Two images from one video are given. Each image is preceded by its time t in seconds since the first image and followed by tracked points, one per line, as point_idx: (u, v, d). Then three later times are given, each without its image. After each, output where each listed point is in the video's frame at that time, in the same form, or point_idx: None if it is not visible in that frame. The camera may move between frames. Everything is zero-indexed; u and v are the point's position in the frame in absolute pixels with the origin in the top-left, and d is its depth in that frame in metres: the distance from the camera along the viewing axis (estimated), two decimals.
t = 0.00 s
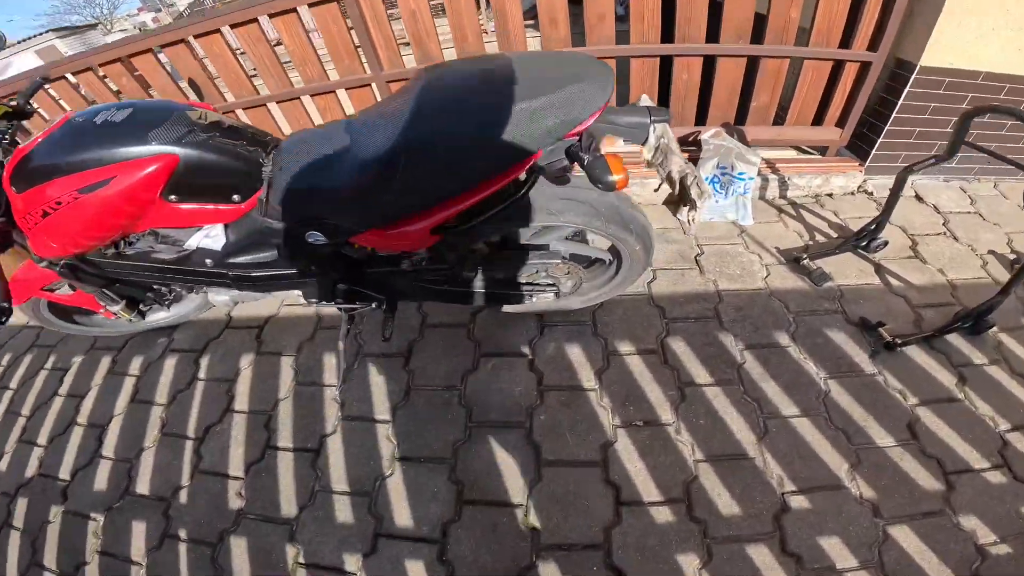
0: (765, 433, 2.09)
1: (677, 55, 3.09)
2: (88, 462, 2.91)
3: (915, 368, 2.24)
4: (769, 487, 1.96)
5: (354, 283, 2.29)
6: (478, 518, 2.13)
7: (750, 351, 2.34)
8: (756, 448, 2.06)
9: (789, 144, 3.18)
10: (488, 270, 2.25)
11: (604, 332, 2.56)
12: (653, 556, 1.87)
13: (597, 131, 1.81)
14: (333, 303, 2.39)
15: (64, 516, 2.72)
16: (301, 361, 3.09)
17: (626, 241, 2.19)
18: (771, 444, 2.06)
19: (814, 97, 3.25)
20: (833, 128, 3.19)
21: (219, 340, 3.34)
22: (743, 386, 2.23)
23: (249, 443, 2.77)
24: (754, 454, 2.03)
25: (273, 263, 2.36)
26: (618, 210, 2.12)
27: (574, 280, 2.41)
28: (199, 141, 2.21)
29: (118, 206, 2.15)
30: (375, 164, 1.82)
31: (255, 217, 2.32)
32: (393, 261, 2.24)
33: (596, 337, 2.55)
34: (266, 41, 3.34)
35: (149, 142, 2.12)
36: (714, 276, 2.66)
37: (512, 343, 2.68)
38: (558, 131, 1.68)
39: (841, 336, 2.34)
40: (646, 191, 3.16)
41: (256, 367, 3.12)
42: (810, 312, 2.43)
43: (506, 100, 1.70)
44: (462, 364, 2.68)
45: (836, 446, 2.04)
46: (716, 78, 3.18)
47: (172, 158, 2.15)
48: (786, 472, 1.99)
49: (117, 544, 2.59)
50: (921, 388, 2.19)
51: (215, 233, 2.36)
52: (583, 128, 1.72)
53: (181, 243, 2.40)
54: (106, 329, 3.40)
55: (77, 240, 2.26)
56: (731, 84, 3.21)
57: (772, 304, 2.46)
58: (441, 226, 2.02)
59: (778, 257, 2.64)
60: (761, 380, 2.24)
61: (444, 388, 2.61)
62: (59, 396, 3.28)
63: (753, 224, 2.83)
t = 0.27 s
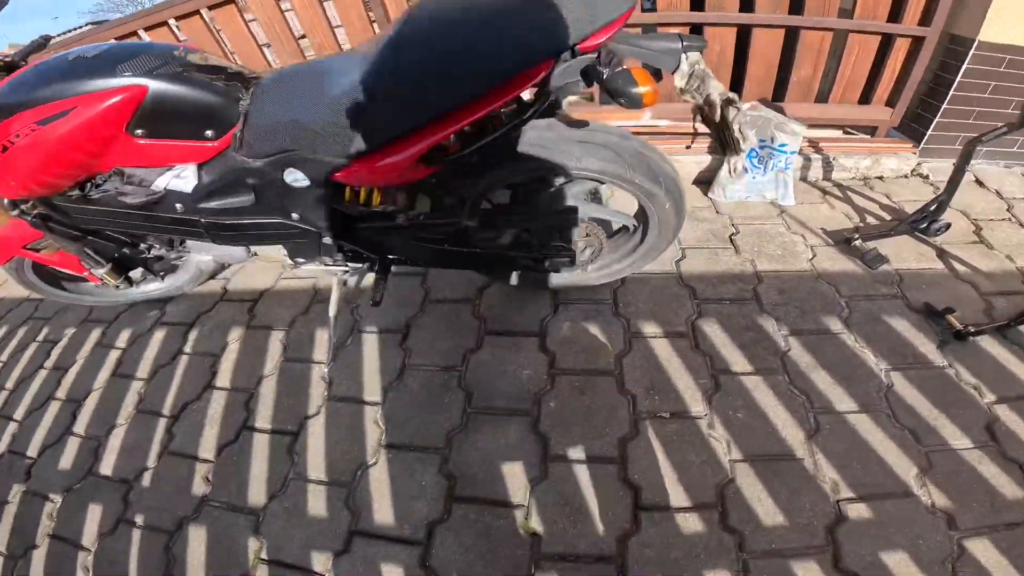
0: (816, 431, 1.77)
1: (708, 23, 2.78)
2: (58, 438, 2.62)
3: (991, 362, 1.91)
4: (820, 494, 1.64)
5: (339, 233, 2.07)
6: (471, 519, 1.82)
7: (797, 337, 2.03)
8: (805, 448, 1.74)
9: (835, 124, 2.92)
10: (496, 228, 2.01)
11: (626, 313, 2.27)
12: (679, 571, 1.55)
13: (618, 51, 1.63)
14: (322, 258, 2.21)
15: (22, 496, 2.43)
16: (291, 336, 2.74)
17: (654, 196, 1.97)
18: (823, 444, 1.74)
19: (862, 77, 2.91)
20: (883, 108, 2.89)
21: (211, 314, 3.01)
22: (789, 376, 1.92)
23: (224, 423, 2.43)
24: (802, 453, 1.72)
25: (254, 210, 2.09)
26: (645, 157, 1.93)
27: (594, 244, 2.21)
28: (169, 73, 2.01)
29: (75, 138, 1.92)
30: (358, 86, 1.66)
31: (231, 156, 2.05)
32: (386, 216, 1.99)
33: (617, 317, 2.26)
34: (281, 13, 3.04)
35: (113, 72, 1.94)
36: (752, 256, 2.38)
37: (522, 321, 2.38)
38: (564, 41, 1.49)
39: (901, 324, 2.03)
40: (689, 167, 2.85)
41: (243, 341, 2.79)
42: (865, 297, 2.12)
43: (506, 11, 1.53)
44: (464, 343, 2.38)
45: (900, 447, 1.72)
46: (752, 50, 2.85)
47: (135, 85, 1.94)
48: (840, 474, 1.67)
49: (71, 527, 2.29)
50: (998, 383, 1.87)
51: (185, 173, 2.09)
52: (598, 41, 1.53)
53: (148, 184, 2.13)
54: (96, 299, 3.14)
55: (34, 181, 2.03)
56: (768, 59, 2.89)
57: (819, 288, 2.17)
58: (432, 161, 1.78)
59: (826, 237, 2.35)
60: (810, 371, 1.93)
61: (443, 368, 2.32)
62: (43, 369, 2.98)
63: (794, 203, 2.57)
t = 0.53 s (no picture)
0: (875, 434, 1.54)
1: None
2: (50, 416, 2.42)
3: None
4: (878, 505, 1.40)
5: (347, 195, 1.94)
6: (470, 520, 1.61)
7: (849, 330, 1.80)
8: (862, 452, 1.51)
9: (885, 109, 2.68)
10: (513, 189, 1.84)
11: (655, 299, 2.08)
12: None
13: None
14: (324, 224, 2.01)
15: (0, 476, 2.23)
16: (296, 314, 2.52)
17: (689, 160, 1.80)
18: (884, 448, 1.51)
19: (916, 62, 2.64)
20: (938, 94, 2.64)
21: (218, 291, 2.79)
22: (841, 371, 1.69)
23: (216, 403, 2.22)
24: (857, 457, 1.49)
25: (252, 166, 1.89)
26: (681, 116, 1.73)
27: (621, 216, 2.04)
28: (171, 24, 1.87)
29: (65, 88, 1.76)
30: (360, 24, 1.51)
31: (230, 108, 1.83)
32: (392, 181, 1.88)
33: (645, 303, 2.07)
34: None
35: (114, 23, 1.81)
36: (797, 243, 2.17)
37: (538, 305, 2.19)
38: None
39: (966, 317, 1.79)
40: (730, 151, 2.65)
41: (247, 319, 2.57)
42: (926, 288, 1.89)
43: None
44: (476, 326, 2.19)
45: (971, 452, 1.48)
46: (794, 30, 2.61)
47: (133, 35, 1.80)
48: (902, 481, 1.44)
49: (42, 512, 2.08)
50: None
51: (182, 126, 1.89)
52: None
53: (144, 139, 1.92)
54: (102, 273, 2.93)
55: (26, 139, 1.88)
56: (813, 40, 2.65)
57: (874, 277, 1.95)
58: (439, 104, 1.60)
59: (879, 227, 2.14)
60: (867, 366, 1.69)
61: (451, 351, 2.12)
62: (47, 345, 2.80)
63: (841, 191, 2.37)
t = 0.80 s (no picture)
0: (905, 443, 1.42)
1: None
2: (60, 394, 2.40)
3: None
4: (905, 518, 1.28)
5: (360, 177, 1.82)
6: (464, 515, 1.53)
7: (880, 334, 1.68)
8: (889, 461, 1.39)
9: (923, 110, 2.57)
10: (524, 175, 1.74)
11: (672, 296, 1.99)
12: None
13: None
14: (341, 211, 1.88)
15: (6, 454, 2.22)
16: (308, 302, 2.49)
17: (709, 146, 1.71)
18: (914, 457, 1.39)
19: (956, 62, 2.52)
20: (978, 95, 2.54)
21: (235, 276, 2.76)
22: (868, 375, 1.58)
23: (221, 387, 2.18)
24: (884, 466, 1.37)
25: (265, 145, 1.75)
26: (700, 100, 1.66)
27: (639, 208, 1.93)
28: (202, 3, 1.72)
29: (88, 66, 1.65)
30: None
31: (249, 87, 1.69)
32: (403, 165, 1.81)
33: (662, 300, 1.98)
34: None
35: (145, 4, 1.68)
36: (826, 244, 2.06)
37: (550, 299, 2.11)
38: None
39: (1006, 323, 1.66)
40: (757, 152, 2.54)
41: (260, 305, 2.53)
42: (965, 294, 1.77)
43: None
44: (485, 317, 2.12)
45: (1009, 464, 1.35)
46: (829, 28, 2.51)
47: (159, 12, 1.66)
48: (931, 492, 1.32)
49: (41, 490, 2.04)
50: None
51: (202, 104, 1.74)
52: None
53: (164, 115, 1.78)
54: (128, 257, 2.93)
55: (49, 118, 1.77)
56: (847, 39, 2.54)
57: (908, 281, 1.83)
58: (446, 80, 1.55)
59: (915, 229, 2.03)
60: (899, 372, 1.57)
61: (458, 342, 2.05)
62: (69, 325, 2.81)
63: (874, 192, 2.26)
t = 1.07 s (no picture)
0: (902, 461, 1.39)
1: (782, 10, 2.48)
2: (75, 395, 2.47)
3: None
4: (895, 534, 1.26)
5: (364, 190, 1.84)
6: (457, 522, 1.54)
7: (880, 351, 1.66)
8: (883, 478, 1.37)
9: (933, 122, 2.54)
10: (525, 189, 1.78)
11: (673, 311, 1.98)
12: None
13: None
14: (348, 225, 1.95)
15: (20, 451, 2.27)
16: (316, 309, 2.52)
17: (706, 162, 1.72)
18: (909, 474, 1.36)
19: (967, 74, 2.50)
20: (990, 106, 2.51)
21: (248, 284, 2.81)
22: (867, 393, 1.55)
23: (231, 391, 2.22)
24: (880, 485, 1.35)
25: (272, 159, 1.78)
26: (695, 115, 1.66)
27: (639, 221, 1.95)
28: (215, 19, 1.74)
29: (107, 81, 1.67)
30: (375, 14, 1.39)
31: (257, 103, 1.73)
32: (408, 179, 1.83)
33: (662, 315, 1.97)
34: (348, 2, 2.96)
35: (160, 19, 1.71)
36: (830, 260, 2.04)
37: (551, 312, 2.12)
38: None
39: (1010, 341, 1.63)
40: (762, 165, 2.51)
41: (271, 312, 2.57)
42: (970, 311, 1.74)
43: None
44: (487, 328, 2.14)
45: (1005, 482, 1.32)
46: (833, 41, 2.52)
47: (173, 28, 1.68)
48: (925, 511, 1.29)
49: (50, 487, 2.09)
50: None
51: (214, 118, 1.79)
52: None
53: (179, 129, 1.82)
54: (146, 262, 2.99)
55: (70, 129, 1.80)
56: (854, 50, 2.54)
57: (912, 298, 1.80)
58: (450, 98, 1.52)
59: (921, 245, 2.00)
60: (898, 390, 1.55)
61: (460, 352, 2.07)
62: (87, 328, 2.89)
63: (882, 207, 2.23)
